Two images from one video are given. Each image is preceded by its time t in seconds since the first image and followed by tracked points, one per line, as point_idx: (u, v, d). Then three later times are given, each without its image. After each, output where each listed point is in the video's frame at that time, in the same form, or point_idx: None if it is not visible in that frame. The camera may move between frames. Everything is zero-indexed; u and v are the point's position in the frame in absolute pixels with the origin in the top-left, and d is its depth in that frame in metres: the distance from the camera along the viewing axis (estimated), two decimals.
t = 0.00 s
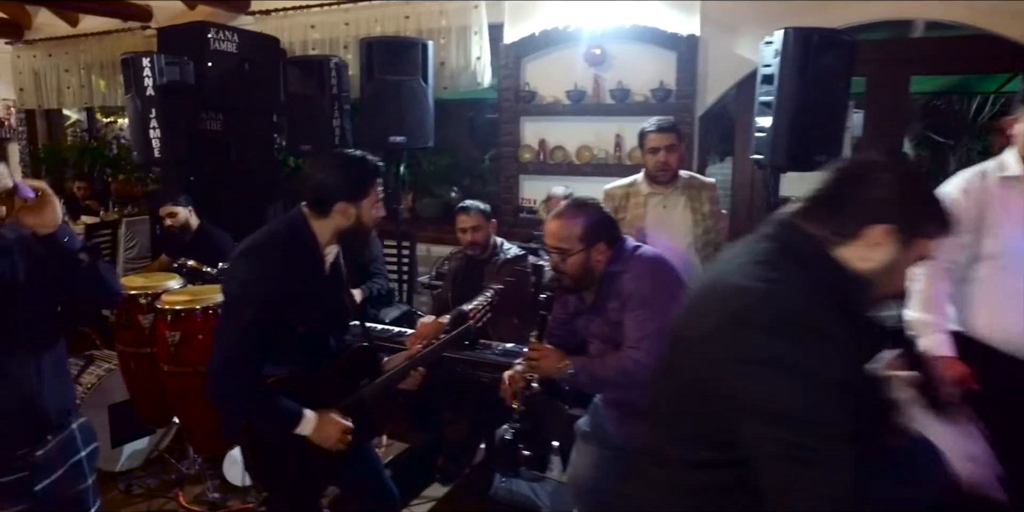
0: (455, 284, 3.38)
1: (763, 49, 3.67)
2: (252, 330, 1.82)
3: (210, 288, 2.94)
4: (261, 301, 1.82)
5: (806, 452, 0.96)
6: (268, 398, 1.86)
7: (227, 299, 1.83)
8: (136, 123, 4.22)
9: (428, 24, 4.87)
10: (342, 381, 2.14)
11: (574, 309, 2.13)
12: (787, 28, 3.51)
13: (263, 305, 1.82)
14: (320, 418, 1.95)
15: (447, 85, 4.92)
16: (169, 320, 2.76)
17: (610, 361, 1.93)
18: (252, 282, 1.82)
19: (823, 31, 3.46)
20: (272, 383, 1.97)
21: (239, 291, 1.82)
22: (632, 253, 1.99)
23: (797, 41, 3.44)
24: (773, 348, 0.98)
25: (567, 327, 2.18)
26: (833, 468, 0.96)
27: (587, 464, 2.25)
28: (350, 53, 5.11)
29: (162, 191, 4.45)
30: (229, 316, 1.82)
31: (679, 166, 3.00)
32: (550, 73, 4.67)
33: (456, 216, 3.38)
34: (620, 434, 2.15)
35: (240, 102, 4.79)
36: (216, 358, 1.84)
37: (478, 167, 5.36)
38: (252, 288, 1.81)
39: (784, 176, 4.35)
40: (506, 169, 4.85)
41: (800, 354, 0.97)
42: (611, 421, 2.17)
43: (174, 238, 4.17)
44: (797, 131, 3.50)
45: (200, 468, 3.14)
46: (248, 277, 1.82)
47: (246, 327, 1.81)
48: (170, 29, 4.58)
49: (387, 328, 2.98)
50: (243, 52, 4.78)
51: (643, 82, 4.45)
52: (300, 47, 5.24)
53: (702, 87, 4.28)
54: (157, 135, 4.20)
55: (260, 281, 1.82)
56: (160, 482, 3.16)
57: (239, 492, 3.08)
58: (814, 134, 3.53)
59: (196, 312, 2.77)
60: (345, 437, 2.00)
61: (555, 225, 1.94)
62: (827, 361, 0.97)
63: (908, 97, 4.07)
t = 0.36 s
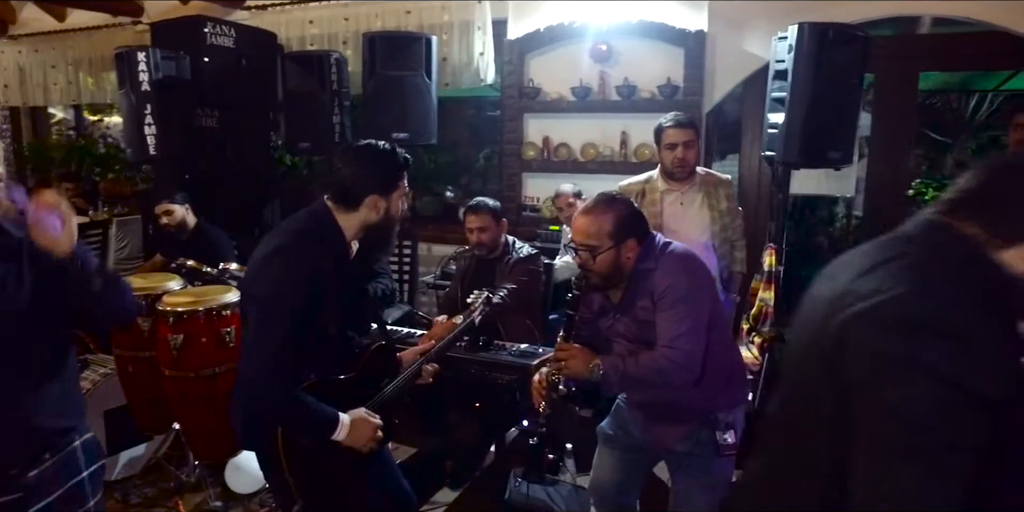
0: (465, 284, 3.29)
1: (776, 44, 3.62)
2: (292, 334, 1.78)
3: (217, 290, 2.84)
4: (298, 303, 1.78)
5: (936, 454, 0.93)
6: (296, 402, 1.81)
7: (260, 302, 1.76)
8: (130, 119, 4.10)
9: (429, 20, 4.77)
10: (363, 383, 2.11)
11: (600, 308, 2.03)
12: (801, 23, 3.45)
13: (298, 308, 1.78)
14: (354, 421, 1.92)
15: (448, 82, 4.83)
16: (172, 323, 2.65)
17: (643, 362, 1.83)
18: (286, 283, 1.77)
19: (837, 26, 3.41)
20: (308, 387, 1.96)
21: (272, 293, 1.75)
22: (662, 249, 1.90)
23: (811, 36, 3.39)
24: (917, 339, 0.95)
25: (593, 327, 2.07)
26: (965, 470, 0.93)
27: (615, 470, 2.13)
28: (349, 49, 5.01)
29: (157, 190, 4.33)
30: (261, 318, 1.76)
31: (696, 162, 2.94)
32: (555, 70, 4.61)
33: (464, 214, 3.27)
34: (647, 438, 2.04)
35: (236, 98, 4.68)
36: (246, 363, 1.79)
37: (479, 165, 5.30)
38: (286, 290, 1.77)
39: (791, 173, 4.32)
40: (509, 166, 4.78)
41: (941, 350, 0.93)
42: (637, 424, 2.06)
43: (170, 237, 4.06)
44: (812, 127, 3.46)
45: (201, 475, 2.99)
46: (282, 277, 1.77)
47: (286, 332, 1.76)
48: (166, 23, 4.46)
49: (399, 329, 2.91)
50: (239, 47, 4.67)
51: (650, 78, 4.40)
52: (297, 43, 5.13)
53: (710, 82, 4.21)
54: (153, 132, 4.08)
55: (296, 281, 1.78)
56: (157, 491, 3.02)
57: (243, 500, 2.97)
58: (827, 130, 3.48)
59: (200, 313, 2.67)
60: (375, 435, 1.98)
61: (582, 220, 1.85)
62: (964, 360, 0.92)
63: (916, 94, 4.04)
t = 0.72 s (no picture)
0: (451, 284, 3.18)
1: (762, 39, 3.60)
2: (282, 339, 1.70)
3: (191, 292, 2.71)
4: (287, 306, 1.70)
5: None
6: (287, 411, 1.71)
7: (245, 307, 1.68)
8: (95, 116, 3.91)
9: (408, 13, 4.66)
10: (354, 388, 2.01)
11: (599, 308, 1.95)
12: (788, 17, 3.42)
13: (286, 313, 1.70)
14: (347, 434, 1.78)
15: (428, 77, 4.72)
16: (143, 327, 2.51)
17: (648, 364, 1.76)
18: (273, 287, 1.69)
19: (824, 20, 3.39)
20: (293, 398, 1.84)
21: (260, 298, 1.68)
22: (665, 246, 1.83)
23: (798, 30, 3.37)
24: None
25: (590, 329, 2.01)
26: None
27: (614, 477, 2.05)
28: (325, 43, 4.87)
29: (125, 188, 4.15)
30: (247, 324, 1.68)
31: (688, 157, 2.89)
32: (538, 65, 4.54)
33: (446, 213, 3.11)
34: (648, 441, 1.97)
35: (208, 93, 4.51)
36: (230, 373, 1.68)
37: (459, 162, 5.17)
38: (274, 293, 1.69)
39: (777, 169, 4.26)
40: (491, 163, 4.69)
41: None
42: (637, 428, 2.00)
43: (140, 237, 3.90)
44: (801, 122, 3.43)
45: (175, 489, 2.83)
46: (269, 281, 1.70)
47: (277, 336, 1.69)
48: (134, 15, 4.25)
49: (384, 333, 2.86)
50: (210, 41, 4.51)
51: (634, 74, 4.35)
52: (271, 37, 4.97)
53: (695, 78, 4.17)
54: (121, 128, 3.89)
55: (288, 283, 1.71)
56: (128, 505, 2.87)
57: None
58: (815, 125, 3.46)
59: (173, 317, 2.53)
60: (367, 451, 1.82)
61: (581, 216, 1.77)
62: None
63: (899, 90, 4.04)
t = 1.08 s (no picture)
0: (441, 283, 3.04)
1: (761, 30, 3.49)
2: (259, 345, 1.54)
3: (164, 294, 2.55)
4: (265, 310, 1.54)
5: None
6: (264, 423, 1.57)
7: (221, 309, 1.52)
8: (66, 110, 3.72)
9: (394, 5, 4.51)
10: (343, 399, 1.84)
11: (601, 308, 1.81)
12: (788, 7, 3.32)
13: (264, 317, 1.54)
14: (329, 449, 1.67)
15: (416, 71, 4.58)
16: (111, 332, 2.35)
17: (659, 369, 1.63)
18: (251, 288, 1.53)
19: (825, 10, 3.28)
20: (267, 409, 1.65)
21: (236, 299, 1.52)
22: (673, 241, 1.71)
23: (798, 20, 3.26)
24: None
25: (591, 331, 1.87)
26: None
27: (617, 489, 1.92)
28: (309, 36, 4.71)
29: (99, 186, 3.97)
30: (221, 329, 1.52)
31: (687, 150, 2.77)
32: (529, 58, 4.41)
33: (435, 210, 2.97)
34: (653, 451, 1.85)
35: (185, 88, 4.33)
36: (201, 383, 1.53)
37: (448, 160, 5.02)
38: (253, 295, 1.53)
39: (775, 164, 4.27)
40: (481, 159, 4.56)
41: None
42: (642, 437, 1.87)
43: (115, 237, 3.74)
44: (802, 115, 3.33)
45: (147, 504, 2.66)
46: (248, 280, 1.53)
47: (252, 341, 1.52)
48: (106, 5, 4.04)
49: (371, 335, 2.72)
50: (189, 32, 4.31)
51: (627, 67, 4.24)
52: (253, 29, 4.80)
53: (690, 71, 4.05)
54: (94, 122, 3.70)
55: (268, 284, 1.55)
56: None
57: None
58: (816, 119, 3.36)
59: (144, 320, 2.37)
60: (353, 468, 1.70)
61: (583, 209, 1.63)
62: None
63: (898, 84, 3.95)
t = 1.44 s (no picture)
0: (434, 284, 2.92)
1: (769, 20, 3.36)
2: (239, 358, 1.39)
3: (142, 295, 2.42)
4: (247, 320, 1.39)
5: None
6: (241, 444, 1.42)
7: (198, 318, 1.37)
8: (49, 106, 3.59)
9: None
10: (331, 415, 1.70)
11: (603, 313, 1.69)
12: None
13: (246, 326, 1.39)
14: (316, 469, 1.54)
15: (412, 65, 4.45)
16: (84, 336, 2.22)
17: (665, 379, 1.50)
18: (233, 298, 1.37)
19: None
20: (247, 427, 1.48)
21: (215, 308, 1.36)
22: (681, 241, 1.57)
23: (809, 9, 3.13)
24: None
25: (592, 338, 1.74)
26: None
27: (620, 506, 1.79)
28: (303, 29, 4.58)
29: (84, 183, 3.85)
30: (196, 340, 1.36)
31: (694, 145, 2.64)
32: (528, 51, 4.27)
33: (429, 207, 2.81)
34: (659, 466, 1.72)
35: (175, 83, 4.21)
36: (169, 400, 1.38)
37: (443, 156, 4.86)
38: (234, 304, 1.37)
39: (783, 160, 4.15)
40: (479, 156, 4.43)
41: None
42: (647, 452, 1.74)
43: (101, 237, 3.62)
44: (813, 110, 3.19)
45: None
46: (232, 286, 1.38)
47: (232, 354, 1.37)
48: None
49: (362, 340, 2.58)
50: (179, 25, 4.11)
51: (630, 60, 4.10)
52: (245, 23, 4.67)
53: (695, 65, 3.95)
54: (77, 117, 3.58)
55: (253, 293, 1.39)
56: None
57: None
58: (827, 113, 3.22)
59: (120, 324, 2.24)
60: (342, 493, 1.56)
61: (582, 207, 1.51)
62: None
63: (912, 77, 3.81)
